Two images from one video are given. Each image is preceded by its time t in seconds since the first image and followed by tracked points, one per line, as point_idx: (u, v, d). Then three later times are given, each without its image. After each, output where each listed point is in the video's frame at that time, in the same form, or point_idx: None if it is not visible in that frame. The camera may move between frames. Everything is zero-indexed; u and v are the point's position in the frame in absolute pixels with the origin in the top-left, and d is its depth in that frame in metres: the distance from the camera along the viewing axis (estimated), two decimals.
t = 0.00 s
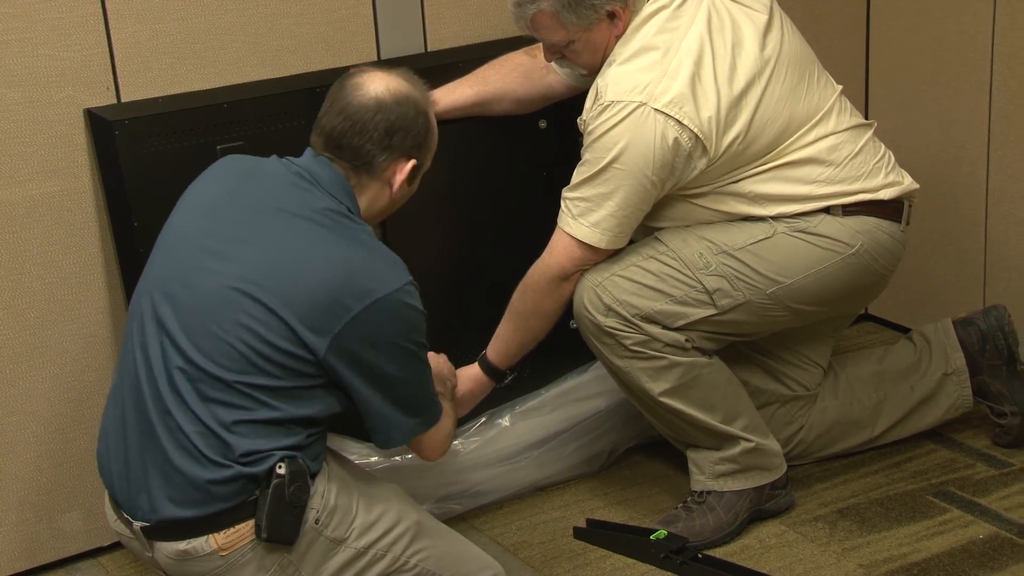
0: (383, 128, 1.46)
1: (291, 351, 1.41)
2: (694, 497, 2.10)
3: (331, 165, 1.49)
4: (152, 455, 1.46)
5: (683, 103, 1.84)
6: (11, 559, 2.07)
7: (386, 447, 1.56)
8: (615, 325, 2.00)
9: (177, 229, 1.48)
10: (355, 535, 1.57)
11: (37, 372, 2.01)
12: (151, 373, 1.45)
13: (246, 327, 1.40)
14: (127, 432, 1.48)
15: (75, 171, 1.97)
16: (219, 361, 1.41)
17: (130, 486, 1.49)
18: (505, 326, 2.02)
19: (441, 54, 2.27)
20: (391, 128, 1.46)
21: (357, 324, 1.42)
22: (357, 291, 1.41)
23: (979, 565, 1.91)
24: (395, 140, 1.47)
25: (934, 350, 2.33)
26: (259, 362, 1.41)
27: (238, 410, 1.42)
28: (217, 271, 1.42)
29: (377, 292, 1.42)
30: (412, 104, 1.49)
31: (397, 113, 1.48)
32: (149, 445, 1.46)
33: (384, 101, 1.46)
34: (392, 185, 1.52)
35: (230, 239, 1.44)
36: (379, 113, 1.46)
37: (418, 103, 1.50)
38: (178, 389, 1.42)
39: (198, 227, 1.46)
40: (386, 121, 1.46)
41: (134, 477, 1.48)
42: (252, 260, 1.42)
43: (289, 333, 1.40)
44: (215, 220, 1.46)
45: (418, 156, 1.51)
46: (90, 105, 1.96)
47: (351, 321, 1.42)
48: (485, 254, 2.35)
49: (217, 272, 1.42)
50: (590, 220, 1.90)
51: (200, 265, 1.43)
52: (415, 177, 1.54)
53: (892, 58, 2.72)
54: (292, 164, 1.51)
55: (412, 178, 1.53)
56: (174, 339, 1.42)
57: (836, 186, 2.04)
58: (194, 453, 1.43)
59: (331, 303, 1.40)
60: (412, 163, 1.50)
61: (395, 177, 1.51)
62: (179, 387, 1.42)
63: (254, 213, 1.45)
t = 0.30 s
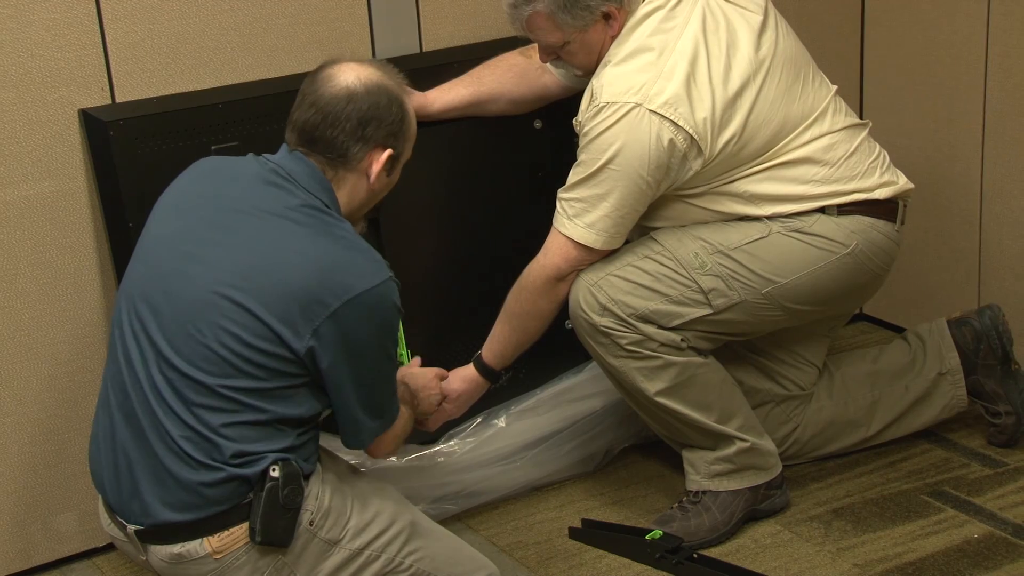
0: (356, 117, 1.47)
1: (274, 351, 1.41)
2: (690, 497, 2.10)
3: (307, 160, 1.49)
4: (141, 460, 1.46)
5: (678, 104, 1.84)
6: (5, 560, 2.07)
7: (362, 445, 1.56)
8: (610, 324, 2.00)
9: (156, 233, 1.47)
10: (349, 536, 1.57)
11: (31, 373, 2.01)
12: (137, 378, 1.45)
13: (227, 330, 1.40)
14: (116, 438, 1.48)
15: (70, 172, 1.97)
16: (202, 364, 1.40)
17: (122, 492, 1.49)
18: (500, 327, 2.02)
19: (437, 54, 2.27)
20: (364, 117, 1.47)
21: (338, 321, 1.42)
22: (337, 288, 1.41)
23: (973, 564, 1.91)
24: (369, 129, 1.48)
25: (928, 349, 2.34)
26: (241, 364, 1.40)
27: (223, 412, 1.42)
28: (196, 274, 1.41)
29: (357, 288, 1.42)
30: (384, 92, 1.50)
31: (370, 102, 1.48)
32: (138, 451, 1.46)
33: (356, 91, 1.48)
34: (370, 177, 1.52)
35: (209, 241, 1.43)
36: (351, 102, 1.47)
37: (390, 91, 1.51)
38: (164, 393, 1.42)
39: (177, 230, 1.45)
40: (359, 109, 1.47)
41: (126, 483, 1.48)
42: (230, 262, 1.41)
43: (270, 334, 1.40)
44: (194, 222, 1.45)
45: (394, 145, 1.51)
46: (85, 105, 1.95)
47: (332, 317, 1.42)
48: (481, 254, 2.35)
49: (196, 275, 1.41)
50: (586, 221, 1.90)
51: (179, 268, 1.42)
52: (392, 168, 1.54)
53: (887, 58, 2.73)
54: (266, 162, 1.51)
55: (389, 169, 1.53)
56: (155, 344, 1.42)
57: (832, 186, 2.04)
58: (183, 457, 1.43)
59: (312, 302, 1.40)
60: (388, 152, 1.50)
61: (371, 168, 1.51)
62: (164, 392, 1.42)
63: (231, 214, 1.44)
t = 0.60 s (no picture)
0: (292, 97, 1.44)
1: (235, 343, 1.41)
2: (684, 497, 2.10)
3: (252, 146, 1.48)
4: (123, 465, 1.46)
5: (673, 103, 1.84)
6: None
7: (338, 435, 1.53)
8: (605, 324, 2.00)
9: (113, 238, 1.46)
10: (339, 536, 1.57)
11: (24, 374, 2.01)
12: (108, 385, 1.45)
13: (188, 327, 1.39)
14: (97, 444, 1.49)
15: (63, 173, 1.97)
16: (168, 364, 1.40)
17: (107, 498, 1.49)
18: (493, 326, 2.02)
19: (431, 54, 2.27)
20: (300, 96, 1.44)
21: (292, 304, 1.40)
22: (290, 271, 1.40)
23: (967, 564, 1.91)
24: (306, 108, 1.45)
25: (921, 349, 2.34)
26: (204, 359, 1.40)
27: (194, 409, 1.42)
28: (153, 274, 1.40)
29: (309, 268, 1.41)
30: (321, 70, 1.46)
31: (306, 82, 1.45)
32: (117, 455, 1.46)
33: (291, 70, 1.45)
34: (316, 157, 1.49)
35: (163, 240, 1.41)
36: (285, 82, 1.44)
37: (328, 69, 1.47)
38: (133, 397, 1.42)
39: (132, 232, 1.44)
40: (294, 89, 1.44)
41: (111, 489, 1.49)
42: (186, 258, 1.40)
43: (230, 325, 1.40)
44: (147, 223, 1.44)
45: (338, 122, 1.48)
46: (78, 106, 1.95)
47: (286, 302, 1.40)
48: (475, 255, 2.35)
49: (153, 274, 1.40)
50: (581, 220, 1.90)
51: (137, 270, 1.41)
52: (339, 146, 1.50)
53: (881, 58, 2.73)
54: (213, 155, 1.50)
55: (335, 147, 1.49)
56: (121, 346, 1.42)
57: (826, 186, 2.04)
58: (161, 457, 1.43)
59: (267, 288, 1.40)
60: (331, 130, 1.47)
61: (316, 147, 1.48)
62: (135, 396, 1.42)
63: (184, 210, 1.43)
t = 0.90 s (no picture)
0: (264, 95, 1.46)
1: (243, 342, 1.41)
2: (683, 496, 2.10)
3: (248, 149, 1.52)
4: (128, 463, 1.46)
5: (671, 101, 1.84)
6: None
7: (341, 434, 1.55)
8: (603, 324, 2.00)
9: (122, 236, 1.46)
10: (339, 537, 1.57)
11: (21, 374, 2.01)
12: (115, 382, 1.45)
13: (197, 325, 1.39)
14: (102, 443, 1.49)
15: (60, 173, 1.97)
16: (177, 362, 1.40)
17: (110, 497, 1.49)
18: (491, 326, 2.02)
19: (429, 54, 2.27)
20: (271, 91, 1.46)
21: (303, 305, 1.41)
22: (301, 270, 1.40)
23: (964, 563, 1.92)
24: (279, 102, 1.46)
25: (919, 348, 2.34)
26: (213, 357, 1.40)
27: (199, 407, 1.42)
28: (162, 271, 1.40)
29: (319, 268, 1.41)
30: (295, 61, 1.47)
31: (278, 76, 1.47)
32: (123, 454, 1.46)
33: (261, 67, 1.47)
34: (304, 150, 1.49)
35: (172, 237, 1.42)
36: (257, 81, 1.47)
37: (303, 59, 1.48)
38: (141, 394, 1.42)
39: (141, 229, 1.44)
40: (264, 86, 1.46)
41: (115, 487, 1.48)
42: (196, 255, 1.40)
43: (240, 323, 1.40)
44: (156, 221, 1.44)
45: (318, 110, 1.47)
46: (75, 105, 1.95)
47: (297, 302, 1.40)
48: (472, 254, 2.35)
49: (163, 272, 1.40)
50: (579, 218, 1.90)
51: (145, 268, 1.42)
52: (328, 135, 1.49)
53: (878, 58, 2.73)
54: (224, 155, 1.50)
55: (322, 136, 1.48)
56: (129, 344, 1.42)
57: (823, 185, 2.04)
58: (167, 455, 1.43)
59: (278, 287, 1.40)
60: (310, 119, 1.46)
61: (300, 139, 1.48)
62: (143, 393, 1.42)
63: (193, 208, 1.43)
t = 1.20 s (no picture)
0: (299, 103, 1.45)
1: (234, 346, 1.41)
2: (677, 496, 2.10)
3: (252, 149, 1.48)
4: (117, 466, 1.46)
5: (666, 101, 1.84)
6: None
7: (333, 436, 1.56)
8: (599, 323, 2.00)
9: (108, 239, 1.46)
10: (333, 536, 1.57)
11: (16, 374, 2.01)
12: (104, 386, 1.44)
13: (185, 329, 1.39)
14: (91, 444, 1.49)
15: (55, 173, 1.97)
16: (166, 367, 1.40)
17: (100, 499, 1.49)
18: (487, 325, 2.02)
19: (424, 54, 2.27)
20: (307, 102, 1.45)
21: (293, 310, 1.41)
22: (291, 275, 1.41)
23: (959, 562, 1.92)
24: (313, 114, 1.46)
25: (914, 347, 2.34)
26: (203, 362, 1.40)
27: (190, 411, 1.42)
28: (150, 276, 1.40)
29: (308, 270, 1.41)
30: (326, 75, 1.48)
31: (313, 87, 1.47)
32: (112, 456, 1.46)
33: (298, 76, 1.46)
34: (318, 164, 1.50)
35: (161, 240, 1.41)
36: (292, 87, 1.45)
37: (332, 74, 1.49)
38: (131, 399, 1.42)
39: (128, 233, 1.44)
40: (301, 95, 1.45)
41: (104, 490, 1.48)
42: (184, 260, 1.40)
43: (230, 328, 1.40)
44: (145, 223, 1.43)
45: (341, 129, 1.49)
46: (70, 105, 1.95)
47: (287, 307, 1.41)
48: (468, 253, 2.35)
49: (151, 276, 1.40)
50: (575, 218, 1.90)
51: (134, 270, 1.41)
52: (340, 154, 1.52)
53: (873, 58, 2.73)
54: (212, 156, 1.49)
55: (337, 155, 1.51)
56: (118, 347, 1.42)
57: (818, 184, 2.05)
58: (157, 459, 1.43)
59: (268, 291, 1.40)
60: (335, 137, 1.48)
61: (319, 153, 1.49)
62: (132, 398, 1.42)
63: (182, 211, 1.43)
